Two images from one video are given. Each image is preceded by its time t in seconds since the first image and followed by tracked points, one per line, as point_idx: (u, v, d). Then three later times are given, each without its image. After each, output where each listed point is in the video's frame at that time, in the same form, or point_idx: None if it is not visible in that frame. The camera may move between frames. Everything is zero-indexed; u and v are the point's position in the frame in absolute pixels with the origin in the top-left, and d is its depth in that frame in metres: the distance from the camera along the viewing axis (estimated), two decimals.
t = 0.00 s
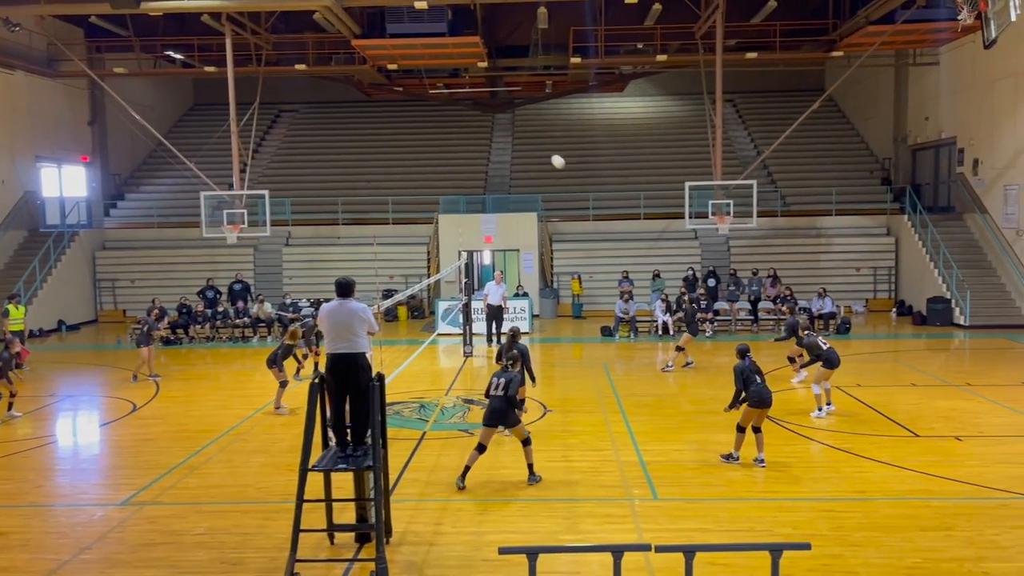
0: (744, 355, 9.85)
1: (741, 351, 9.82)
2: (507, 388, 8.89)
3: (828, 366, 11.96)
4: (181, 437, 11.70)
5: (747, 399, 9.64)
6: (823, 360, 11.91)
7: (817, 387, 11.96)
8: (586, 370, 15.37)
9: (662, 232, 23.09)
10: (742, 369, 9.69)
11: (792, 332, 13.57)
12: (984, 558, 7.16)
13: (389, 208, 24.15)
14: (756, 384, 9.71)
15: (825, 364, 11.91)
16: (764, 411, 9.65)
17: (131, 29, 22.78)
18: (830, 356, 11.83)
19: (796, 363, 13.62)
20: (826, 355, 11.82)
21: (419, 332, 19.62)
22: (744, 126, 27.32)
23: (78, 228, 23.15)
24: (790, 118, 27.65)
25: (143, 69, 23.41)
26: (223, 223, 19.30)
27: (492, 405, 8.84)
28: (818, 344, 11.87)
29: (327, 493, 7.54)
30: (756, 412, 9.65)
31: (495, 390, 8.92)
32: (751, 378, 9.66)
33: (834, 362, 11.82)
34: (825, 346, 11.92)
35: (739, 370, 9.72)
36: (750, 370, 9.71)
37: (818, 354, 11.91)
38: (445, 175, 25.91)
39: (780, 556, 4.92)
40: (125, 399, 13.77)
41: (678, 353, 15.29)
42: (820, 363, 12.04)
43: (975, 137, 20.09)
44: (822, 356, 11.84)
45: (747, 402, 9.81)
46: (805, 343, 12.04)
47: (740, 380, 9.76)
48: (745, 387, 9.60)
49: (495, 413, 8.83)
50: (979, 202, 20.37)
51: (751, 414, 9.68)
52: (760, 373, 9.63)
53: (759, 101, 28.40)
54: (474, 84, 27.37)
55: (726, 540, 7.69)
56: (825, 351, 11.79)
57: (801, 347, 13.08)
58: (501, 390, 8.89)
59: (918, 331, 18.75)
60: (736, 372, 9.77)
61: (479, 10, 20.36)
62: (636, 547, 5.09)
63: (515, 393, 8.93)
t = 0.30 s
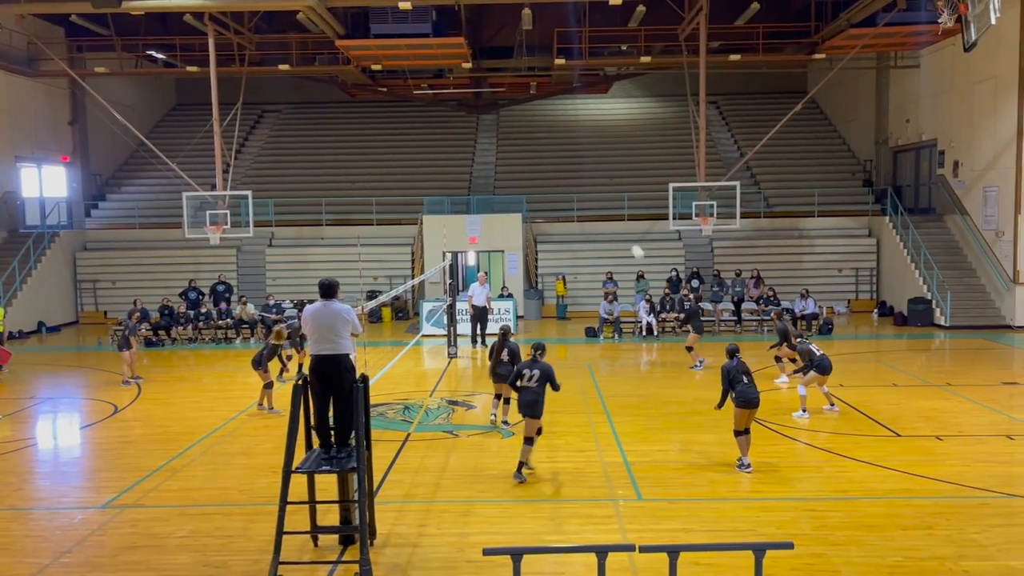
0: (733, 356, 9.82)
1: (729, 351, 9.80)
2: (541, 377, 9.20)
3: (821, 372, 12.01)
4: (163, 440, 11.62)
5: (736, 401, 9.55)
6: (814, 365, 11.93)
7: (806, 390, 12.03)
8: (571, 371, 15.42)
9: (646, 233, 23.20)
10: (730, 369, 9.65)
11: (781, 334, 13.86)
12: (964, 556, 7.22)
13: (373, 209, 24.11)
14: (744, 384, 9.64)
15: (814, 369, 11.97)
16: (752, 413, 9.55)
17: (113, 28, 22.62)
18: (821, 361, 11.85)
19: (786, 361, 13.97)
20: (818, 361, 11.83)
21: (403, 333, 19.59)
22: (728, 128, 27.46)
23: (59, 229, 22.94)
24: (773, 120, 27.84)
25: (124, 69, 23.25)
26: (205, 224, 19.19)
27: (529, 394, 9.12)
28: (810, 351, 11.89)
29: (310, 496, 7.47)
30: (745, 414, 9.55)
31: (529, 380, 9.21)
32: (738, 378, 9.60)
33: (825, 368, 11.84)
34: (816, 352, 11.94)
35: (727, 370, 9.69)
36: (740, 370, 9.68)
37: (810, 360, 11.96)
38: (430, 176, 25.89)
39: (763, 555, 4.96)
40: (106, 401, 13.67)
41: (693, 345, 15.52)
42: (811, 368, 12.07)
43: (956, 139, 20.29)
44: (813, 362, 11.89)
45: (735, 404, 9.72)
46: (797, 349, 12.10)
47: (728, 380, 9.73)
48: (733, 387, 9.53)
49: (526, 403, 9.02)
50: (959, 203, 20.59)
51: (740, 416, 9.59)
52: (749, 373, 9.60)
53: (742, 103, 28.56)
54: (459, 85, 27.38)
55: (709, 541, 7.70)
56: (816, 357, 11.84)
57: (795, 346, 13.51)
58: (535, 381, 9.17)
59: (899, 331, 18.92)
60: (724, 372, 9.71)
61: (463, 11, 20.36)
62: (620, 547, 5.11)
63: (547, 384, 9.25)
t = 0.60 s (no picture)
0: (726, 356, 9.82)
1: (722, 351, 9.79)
2: (571, 377, 9.47)
3: (819, 364, 12.07)
4: (152, 441, 11.56)
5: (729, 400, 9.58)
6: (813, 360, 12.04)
7: (807, 386, 12.13)
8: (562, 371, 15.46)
9: (637, 234, 23.28)
10: (723, 369, 9.67)
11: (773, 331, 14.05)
12: (952, 555, 7.26)
13: (364, 209, 24.06)
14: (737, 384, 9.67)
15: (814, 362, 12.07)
16: (744, 412, 9.60)
17: (101, 27, 22.51)
18: (820, 355, 11.95)
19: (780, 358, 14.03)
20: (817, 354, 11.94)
21: (394, 334, 19.57)
22: (718, 129, 27.54)
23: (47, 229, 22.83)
24: (763, 121, 27.96)
25: (113, 68, 23.13)
26: (195, 224, 19.13)
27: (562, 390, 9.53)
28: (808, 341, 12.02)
29: (301, 496, 7.44)
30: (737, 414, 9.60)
31: (558, 382, 9.45)
32: (731, 378, 9.63)
33: (823, 361, 11.92)
34: (816, 344, 12.08)
35: (719, 371, 9.69)
36: (732, 369, 9.70)
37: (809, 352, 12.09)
38: (421, 177, 25.85)
39: (754, 553, 4.96)
40: (94, 402, 13.60)
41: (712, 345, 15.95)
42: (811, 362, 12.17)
43: (944, 139, 20.41)
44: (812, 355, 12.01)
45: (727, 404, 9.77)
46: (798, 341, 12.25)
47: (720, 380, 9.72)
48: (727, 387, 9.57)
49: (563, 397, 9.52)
50: (947, 204, 20.71)
51: (732, 416, 9.62)
52: (741, 373, 9.63)
53: (732, 103, 28.65)
54: (450, 85, 27.36)
55: (699, 540, 7.72)
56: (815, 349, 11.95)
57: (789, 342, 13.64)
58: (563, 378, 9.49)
59: (889, 331, 19.01)
60: (717, 373, 9.73)
61: (454, 11, 20.34)
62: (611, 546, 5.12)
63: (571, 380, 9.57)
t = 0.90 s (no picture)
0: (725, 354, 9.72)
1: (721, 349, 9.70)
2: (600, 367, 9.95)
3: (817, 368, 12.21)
4: (147, 441, 11.54)
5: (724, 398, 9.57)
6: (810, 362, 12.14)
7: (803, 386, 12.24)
8: (557, 370, 15.49)
9: (632, 233, 23.32)
10: (721, 368, 9.61)
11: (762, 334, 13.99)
12: (947, 553, 7.29)
13: (359, 208, 24.04)
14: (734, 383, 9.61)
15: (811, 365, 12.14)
16: (739, 411, 9.60)
17: (96, 26, 22.46)
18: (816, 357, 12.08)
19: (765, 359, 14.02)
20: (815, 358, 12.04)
21: (390, 333, 19.58)
22: (713, 128, 27.59)
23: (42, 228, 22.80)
24: (758, 120, 28.02)
25: (108, 68, 23.08)
26: (190, 224, 19.09)
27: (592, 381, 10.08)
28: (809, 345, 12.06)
29: (296, 496, 7.44)
30: (732, 412, 9.62)
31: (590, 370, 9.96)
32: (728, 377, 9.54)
33: (821, 364, 12.05)
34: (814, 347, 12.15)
35: (717, 369, 9.63)
36: (730, 368, 9.62)
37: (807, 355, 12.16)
38: (417, 177, 25.84)
39: (750, 552, 4.97)
40: (89, 402, 13.57)
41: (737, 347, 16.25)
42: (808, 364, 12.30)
43: (938, 139, 20.46)
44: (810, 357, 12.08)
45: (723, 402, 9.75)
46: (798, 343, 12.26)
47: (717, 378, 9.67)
48: (723, 386, 9.52)
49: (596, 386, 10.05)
50: (942, 203, 20.77)
51: (727, 414, 9.65)
52: (739, 373, 9.55)
53: (728, 103, 28.70)
54: (445, 84, 27.35)
55: (695, 539, 7.73)
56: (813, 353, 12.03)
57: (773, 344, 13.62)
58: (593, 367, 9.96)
59: (884, 330, 19.05)
60: (715, 371, 9.67)
61: (449, 11, 20.34)
62: (608, 545, 5.12)
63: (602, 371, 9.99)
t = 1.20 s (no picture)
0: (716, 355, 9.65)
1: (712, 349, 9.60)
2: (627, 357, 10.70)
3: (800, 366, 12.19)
4: (147, 441, 11.54)
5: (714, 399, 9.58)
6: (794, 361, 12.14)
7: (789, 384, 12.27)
8: (557, 370, 15.49)
9: (631, 232, 23.33)
10: (713, 370, 9.52)
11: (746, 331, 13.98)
12: (946, 552, 7.30)
13: (358, 208, 24.03)
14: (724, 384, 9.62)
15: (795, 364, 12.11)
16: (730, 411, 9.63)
17: (94, 26, 22.42)
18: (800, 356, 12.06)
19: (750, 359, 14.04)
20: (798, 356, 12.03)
21: (389, 332, 19.59)
22: (712, 127, 27.58)
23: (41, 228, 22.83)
24: (757, 119, 28.01)
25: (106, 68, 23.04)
26: (190, 223, 19.09)
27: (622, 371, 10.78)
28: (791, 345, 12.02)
29: (296, 496, 7.43)
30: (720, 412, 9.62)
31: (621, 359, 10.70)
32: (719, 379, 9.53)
33: (803, 363, 12.03)
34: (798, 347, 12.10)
35: (709, 369, 9.56)
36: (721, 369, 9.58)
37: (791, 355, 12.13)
38: (416, 176, 25.83)
39: (749, 551, 4.97)
40: (89, 402, 13.58)
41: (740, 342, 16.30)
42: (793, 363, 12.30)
43: (937, 138, 20.48)
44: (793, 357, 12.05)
45: (712, 402, 9.76)
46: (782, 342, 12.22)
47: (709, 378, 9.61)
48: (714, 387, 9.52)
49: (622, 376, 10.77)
50: (941, 202, 20.78)
51: (715, 414, 9.65)
52: (730, 375, 9.56)
53: (726, 102, 28.69)
54: (444, 84, 27.31)
55: (694, 538, 7.74)
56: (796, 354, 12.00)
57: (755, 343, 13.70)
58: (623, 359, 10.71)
59: (883, 329, 19.04)
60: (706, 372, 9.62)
61: (448, 10, 20.31)
62: (607, 544, 5.11)
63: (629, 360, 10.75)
